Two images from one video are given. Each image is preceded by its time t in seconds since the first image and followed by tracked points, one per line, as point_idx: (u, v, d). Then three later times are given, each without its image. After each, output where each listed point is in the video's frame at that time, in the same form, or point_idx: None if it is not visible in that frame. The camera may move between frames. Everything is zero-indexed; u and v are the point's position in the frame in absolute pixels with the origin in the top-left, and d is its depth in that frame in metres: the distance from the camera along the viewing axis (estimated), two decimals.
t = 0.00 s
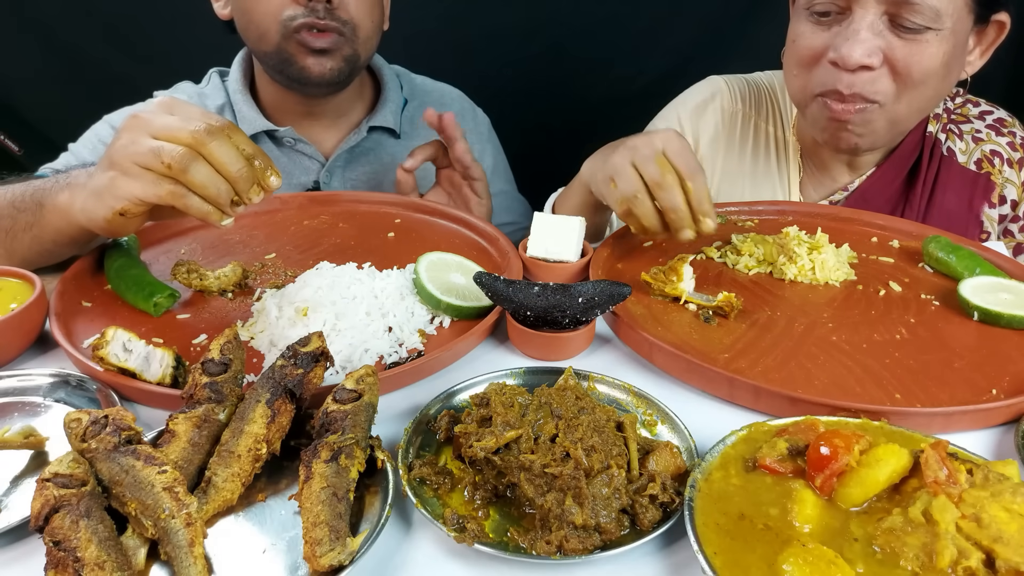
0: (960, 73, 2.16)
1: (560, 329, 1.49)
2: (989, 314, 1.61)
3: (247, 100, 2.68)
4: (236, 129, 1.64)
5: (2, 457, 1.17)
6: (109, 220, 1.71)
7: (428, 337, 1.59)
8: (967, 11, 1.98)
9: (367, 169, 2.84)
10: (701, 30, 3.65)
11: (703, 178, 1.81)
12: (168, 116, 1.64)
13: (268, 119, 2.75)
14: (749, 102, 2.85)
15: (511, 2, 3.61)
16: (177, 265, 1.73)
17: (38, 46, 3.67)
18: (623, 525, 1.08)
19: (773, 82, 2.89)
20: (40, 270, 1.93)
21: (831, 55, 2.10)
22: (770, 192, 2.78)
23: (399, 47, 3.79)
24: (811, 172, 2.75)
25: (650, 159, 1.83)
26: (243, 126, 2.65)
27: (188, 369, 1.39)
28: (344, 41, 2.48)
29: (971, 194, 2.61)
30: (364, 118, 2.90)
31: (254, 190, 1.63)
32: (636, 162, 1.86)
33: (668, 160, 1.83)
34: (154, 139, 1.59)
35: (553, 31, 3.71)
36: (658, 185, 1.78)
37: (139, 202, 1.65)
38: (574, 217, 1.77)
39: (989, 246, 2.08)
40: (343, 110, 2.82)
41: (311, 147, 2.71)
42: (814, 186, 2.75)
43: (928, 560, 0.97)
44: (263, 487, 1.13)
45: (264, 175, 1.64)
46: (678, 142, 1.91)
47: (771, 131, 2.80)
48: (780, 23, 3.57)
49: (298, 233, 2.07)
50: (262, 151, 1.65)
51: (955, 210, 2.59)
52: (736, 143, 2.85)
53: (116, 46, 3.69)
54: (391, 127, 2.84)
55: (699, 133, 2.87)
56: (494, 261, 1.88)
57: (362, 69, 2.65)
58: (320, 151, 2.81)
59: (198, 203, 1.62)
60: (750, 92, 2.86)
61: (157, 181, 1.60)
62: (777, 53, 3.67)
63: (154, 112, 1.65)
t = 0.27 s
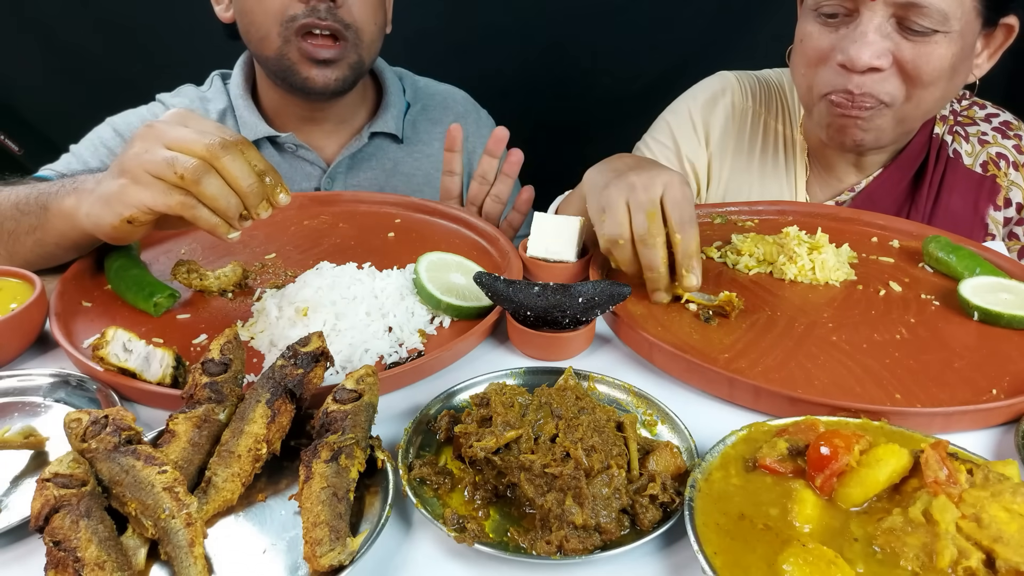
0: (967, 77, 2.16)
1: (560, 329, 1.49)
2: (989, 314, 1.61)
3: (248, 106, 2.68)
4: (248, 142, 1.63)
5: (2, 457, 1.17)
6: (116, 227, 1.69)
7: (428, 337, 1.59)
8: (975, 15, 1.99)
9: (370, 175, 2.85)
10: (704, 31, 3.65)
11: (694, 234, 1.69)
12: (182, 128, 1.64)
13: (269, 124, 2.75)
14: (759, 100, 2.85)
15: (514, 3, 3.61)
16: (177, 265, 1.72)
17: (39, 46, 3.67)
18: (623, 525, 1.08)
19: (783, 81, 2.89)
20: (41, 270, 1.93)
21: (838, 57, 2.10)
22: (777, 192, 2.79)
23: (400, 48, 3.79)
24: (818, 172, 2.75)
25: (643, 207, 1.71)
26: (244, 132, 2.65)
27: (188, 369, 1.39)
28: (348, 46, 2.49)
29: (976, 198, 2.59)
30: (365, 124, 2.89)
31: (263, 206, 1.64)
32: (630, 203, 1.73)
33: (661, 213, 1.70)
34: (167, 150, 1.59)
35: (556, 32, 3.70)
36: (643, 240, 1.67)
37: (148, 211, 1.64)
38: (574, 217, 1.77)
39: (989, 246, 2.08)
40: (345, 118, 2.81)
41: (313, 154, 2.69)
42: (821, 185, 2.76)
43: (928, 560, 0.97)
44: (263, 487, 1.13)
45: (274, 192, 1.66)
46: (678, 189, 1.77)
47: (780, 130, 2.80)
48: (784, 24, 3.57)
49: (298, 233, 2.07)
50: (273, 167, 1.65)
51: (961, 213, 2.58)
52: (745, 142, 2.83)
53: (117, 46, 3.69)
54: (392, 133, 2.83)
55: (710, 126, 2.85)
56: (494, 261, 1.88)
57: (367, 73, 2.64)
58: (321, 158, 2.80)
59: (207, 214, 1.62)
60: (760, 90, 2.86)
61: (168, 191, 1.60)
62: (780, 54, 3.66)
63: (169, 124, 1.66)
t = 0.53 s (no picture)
0: (972, 79, 2.15)
1: (560, 329, 1.49)
2: (989, 314, 1.61)
3: (249, 111, 2.68)
4: (261, 147, 1.64)
5: (2, 457, 1.17)
6: (126, 226, 1.69)
7: (428, 337, 1.59)
8: (984, 18, 1.99)
9: (373, 181, 2.84)
10: (706, 32, 3.65)
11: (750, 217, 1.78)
12: (196, 130, 1.65)
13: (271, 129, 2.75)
14: (761, 99, 2.86)
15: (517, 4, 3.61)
16: (177, 265, 1.71)
17: (39, 45, 3.67)
18: (623, 525, 1.08)
19: (784, 81, 2.90)
20: (41, 270, 1.93)
21: (846, 59, 2.10)
22: (779, 191, 2.78)
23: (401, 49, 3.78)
24: (819, 173, 2.75)
25: (699, 194, 1.75)
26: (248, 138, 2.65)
27: (188, 369, 1.39)
28: (321, 59, 2.45)
29: (977, 199, 2.59)
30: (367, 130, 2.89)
31: (273, 209, 1.61)
32: (682, 194, 1.77)
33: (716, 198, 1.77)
34: (182, 152, 1.60)
35: (558, 33, 3.70)
36: (709, 224, 1.71)
37: (160, 211, 1.63)
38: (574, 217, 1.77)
39: (989, 246, 2.08)
40: (345, 122, 2.81)
41: (316, 160, 2.70)
42: (823, 185, 2.76)
43: (928, 560, 0.97)
44: (263, 487, 1.13)
45: (284, 196, 1.64)
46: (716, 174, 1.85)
47: (781, 129, 2.81)
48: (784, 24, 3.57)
49: (298, 233, 2.07)
50: (284, 171, 1.64)
51: (960, 214, 2.58)
52: (747, 141, 2.84)
53: (118, 46, 3.69)
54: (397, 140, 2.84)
55: (712, 125, 2.85)
56: (494, 261, 1.88)
57: (347, 88, 2.61)
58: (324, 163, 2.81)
59: (218, 216, 1.60)
60: (762, 90, 2.86)
61: (181, 191, 1.60)
62: (781, 55, 3.67)
63: (183, 126, 1.67)
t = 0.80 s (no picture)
0: (972, 78, 2.15)
1: (560, 329, 1.49)
2: (989, 314, 1.61)
3: (250, 113, 2.68)
4: (260, 151, 1.64)
5: (2, 457, 1.17)
6: (126, 229, 1.69)
7: (428, 337, 1.59)
8: (984, 18, 1.99)
9: (375, 185, 2.82)
10: (706, 32, 3.65)
11: (742, 209, 1.77)
12: (197, 133, 1.65)
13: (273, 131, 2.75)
14: (760, 101, 2.85)
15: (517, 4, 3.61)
16: (177, 265, 1.71)
17: (40, 46, 3.67)
18: (623, 525, 1.08)
19: (783, 81, 2.89)
20: (41, 271, 1.93)
21: (845, 60, 2.10)
22: (779, 193, 2.78)
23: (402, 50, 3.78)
24: (819, 174, 2.75)
25: (689, 193, 1.76)
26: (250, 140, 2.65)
27: (188, 369, 1.39)
28: (333, 66, 2.46)
29: (977, 198, 2.59)
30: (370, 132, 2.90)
31: (272, 214, 1.63)
32: (673, 195, 1.78)
33: (707, 195, 1.76)
34: (181, 155, 1.59)
35: (558, 33, 3.70)
36: (699, 224, 1.71)
37: (159, 214, 1.63)
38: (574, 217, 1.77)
39: (989, 246, 2.08)
40: (349, 124, 2.81)
41: (318, 162, 2.70)
42: (823, 187, 2.76)
43: (928, 560, 0.97)
44: (263, 487, 1.13)
45: (283, 200, 1.65)
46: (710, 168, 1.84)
47: (781, 130, 2.81)
48: (784, 24, 3.57)
49: (298, 233, 2.07)
50: (284, 176, 1.66)
51: (961, 214, 2.58)
52: (748, 141, 2.84)
53: (118, 46, 3.69)
54: (399, 143, 2.84)
55: (711, 125, 2.85)
56: (494, 261, 1.88)
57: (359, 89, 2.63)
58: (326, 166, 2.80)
59: (217, 219, 1.60)
60: (761, 91, 2.87)
61: (180, 195, 1.59)
62: (780, 55, 3.66)
63: (184, 129, 1.66)
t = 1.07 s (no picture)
0: (972, 78, 2.15)
1: (559, 329, 1.49)
2: (989, 314, 1.61)
3: (253, 113, 2.68)
4: (259, 151, 1.64)
5: (2, 457, 1.17)
6: (124, 229, 1.69)
7: (428, 337, 1.59)
8: (981, 18, 1.99)
9: (375, 185, 2.82)
10: (706, 32, 3.65)
11: (713, 201, 1.75)
12: (195, 133, 1.64)
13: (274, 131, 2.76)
14: (759, 102, 2.86)
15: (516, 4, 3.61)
16: (177, 265, 1.71)
17: (40, 47, 3.67)
18: (623, 525, 1.08)
19: (781, 82, 2.90)
20: (42, 271, 1.93)
21: (843, 61, 2.10)
22: (778, 194, 2.78)
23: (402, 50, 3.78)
24: (818, 174, 2.74)
25: (658, 189, 1.76)
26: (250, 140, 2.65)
27: (188, 369, 1.39)
28: (340, 73, 2.48)
29: (975, 199, 2.60)
30: (371, 131, 2.90)
31: (270, 213, 1.62)
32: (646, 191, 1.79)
33: (677, 189, 1.76)
34: (179, 154, 1.59)
35: (557, 34, 3.70)
36: (665, 219, 1.71)
37: (157, 215, 1.63)
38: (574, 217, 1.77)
39: (989, 246, 2.08)
40: (350, 124, 2.81)
41: (319, 162, 2.70)
42: (822, 188, 2.75)
43: (928, 560, 0.97)
44: (263, 487, 1.13)
45: (282, 200, 1.65)
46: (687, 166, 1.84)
47: (780, 131, 2.81)
48: (784, 24, 3.56)
49: (298, 233, 2.07)
50: (282, 175, 1.66)
51: (960, 215, 2.58)
52: (746, 143, 2.84)
53: (118, 47, 3.69)
54: (400, 142, 2.84)
55: (711, 126, 2.85)
56: (494, 261, 1.88)
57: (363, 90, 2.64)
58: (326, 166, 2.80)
59: (216, 219, 1.61)
60: (759, 92, 2.87)
61: (179, 195, 1.59)
62: (780, 55, 3.66)
63: (182, 129, 1.65)
